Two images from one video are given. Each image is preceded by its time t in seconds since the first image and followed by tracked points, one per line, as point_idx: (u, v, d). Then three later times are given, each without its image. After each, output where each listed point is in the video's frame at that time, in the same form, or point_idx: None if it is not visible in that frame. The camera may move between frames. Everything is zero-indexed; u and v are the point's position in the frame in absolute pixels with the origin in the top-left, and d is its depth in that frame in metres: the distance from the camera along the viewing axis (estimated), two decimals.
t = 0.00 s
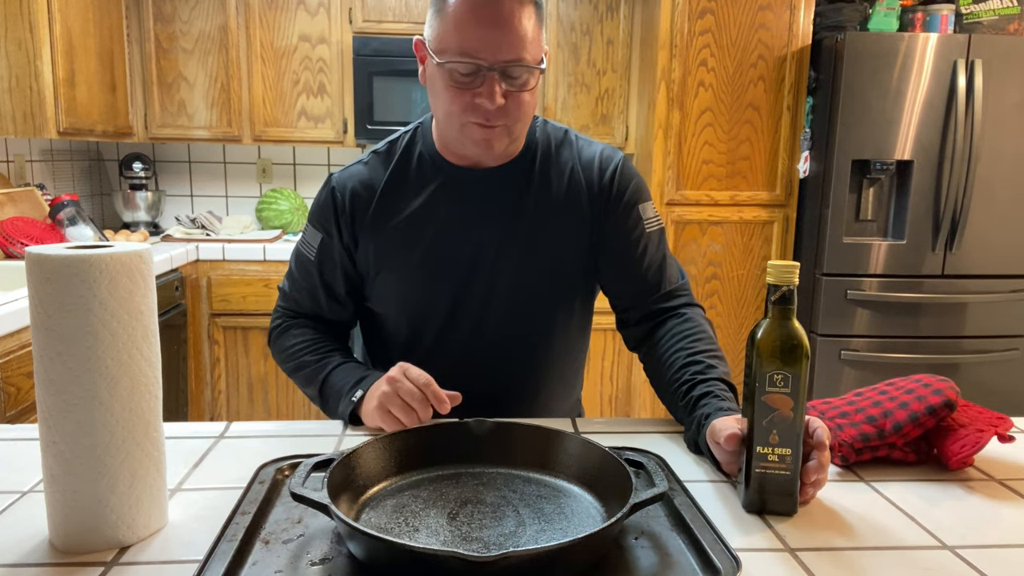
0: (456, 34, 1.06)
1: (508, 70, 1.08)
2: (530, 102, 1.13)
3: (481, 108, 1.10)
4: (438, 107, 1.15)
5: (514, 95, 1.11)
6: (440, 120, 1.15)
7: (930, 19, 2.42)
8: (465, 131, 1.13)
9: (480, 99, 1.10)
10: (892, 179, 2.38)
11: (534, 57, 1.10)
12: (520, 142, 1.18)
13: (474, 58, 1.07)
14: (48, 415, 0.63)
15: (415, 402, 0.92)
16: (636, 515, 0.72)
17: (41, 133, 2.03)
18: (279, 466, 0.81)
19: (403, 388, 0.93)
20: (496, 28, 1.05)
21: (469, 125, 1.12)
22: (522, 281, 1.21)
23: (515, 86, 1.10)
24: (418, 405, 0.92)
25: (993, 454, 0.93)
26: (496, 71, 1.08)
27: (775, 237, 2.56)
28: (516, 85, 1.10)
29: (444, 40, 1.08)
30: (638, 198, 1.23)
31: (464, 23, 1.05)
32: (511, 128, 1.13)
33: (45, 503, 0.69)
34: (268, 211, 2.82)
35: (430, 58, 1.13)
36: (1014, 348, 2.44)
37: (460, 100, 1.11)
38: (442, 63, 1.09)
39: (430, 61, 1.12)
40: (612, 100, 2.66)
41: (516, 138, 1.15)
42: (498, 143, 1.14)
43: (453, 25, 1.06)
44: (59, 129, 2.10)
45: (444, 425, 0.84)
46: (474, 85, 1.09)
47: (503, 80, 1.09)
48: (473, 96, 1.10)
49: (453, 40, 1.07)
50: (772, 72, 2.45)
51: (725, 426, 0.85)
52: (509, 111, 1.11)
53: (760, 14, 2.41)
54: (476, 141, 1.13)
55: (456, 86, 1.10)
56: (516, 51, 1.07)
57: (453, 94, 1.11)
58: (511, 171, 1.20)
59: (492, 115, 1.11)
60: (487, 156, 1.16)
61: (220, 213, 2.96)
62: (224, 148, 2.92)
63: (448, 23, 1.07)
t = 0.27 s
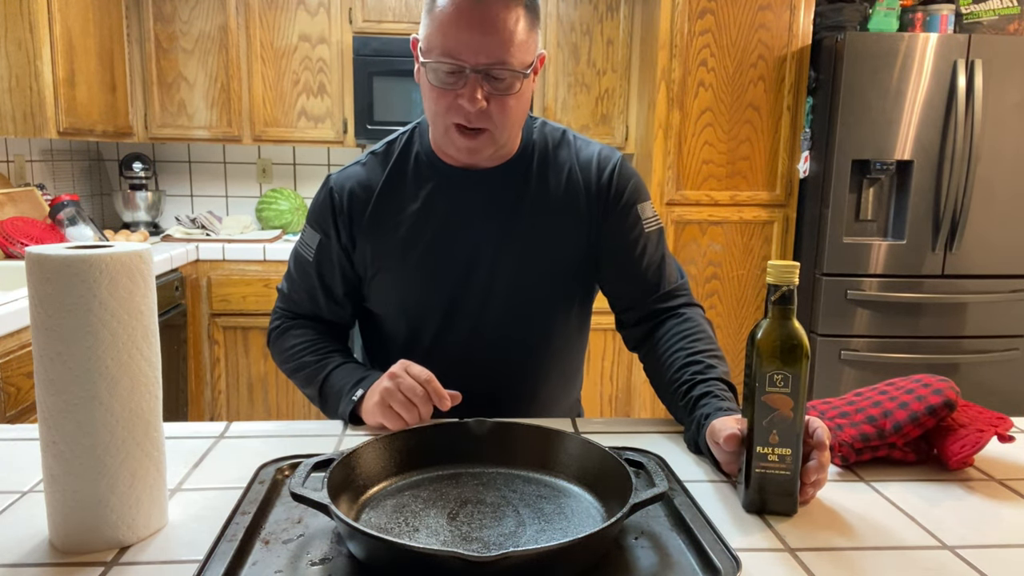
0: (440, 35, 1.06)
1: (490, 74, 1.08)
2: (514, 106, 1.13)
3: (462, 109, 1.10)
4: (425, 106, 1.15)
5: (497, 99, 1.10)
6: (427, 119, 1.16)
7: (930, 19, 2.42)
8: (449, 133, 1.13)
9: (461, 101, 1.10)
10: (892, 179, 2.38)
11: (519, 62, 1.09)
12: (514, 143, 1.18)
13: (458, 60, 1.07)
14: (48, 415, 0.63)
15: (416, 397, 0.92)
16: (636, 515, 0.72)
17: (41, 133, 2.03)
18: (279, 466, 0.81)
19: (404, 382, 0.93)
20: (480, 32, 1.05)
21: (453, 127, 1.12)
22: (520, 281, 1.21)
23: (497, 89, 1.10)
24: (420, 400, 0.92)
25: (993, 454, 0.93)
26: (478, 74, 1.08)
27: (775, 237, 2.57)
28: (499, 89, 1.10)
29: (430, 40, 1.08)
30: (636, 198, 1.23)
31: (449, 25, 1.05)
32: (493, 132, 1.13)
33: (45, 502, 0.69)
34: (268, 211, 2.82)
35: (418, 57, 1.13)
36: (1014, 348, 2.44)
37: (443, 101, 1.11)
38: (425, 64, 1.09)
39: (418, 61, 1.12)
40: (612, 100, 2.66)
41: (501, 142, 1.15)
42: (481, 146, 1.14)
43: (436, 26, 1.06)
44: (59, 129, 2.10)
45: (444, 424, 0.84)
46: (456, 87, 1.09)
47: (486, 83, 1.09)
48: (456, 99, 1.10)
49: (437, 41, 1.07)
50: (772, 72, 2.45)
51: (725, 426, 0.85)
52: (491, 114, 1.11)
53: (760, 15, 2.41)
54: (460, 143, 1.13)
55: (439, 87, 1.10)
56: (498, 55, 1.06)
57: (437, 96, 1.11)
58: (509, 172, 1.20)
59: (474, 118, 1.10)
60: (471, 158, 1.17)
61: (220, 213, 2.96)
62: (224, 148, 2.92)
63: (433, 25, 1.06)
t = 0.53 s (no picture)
0: (435, 36, 1.06)
1: (485, 75, 1.08)
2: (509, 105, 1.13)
3: (457, 110, 1.10)
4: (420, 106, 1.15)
5: (492, 99, 1.10)
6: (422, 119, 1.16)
7: (930, 19, 2.42)
8: (445, 133, 1.13)
9: (457, 101, 1.09)
10: (892, 179, 2.38)
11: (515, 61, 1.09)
12: (511, 143, 1.18)
13: (453, 61, 1.07)
14: (48, 415, 0.63)
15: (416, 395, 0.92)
16: (636, 515, 0.72)
17: (41, 134, 2.03)
18: (279, 466, 0.81)
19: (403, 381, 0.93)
20: (475, 32, 1.04)
21: (448, 127, 1.12)
22: (519, 282, 1.21)
23: (493, 90, 1.09)
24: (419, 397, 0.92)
25: (993, 454, 0.93)
26: (473, 75, 1.08)
27: (775, 237, 2.57)
28: (495, 90, 1.09)
29: (425, 40, 1.07)
30: (634, 198, 1.23)
31: (444, 25, 1.05)
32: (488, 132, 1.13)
33: (45, 502, 0.69)
34: (268, 211, 2.82)
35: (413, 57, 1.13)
36: (1014, 348, 2.44)
37: (438, 102, 1.11)
38: (420, 64, 1.09)
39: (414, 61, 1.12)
40: (612, 100, 2.66)
41: (497, 142, 1.15)
42: (477, 146, 1.14)
43: (431, 27, 1.06)
44: (59, 129, 2.10)
45: (444, 425, 0.84)
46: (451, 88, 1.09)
47: (481, 83, 1.08)
48: (451, 99, 1.10)
49: (432, 41, 1.06)
50: (772, 72, 2.45)
51: (725, 427, 0.85)
52: (487, 115, 1.11)
53: (760, 15, 2.41)
54: (455, 143, 1.13)
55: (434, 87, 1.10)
56: (494, 56, 1.06)
57: (433, 96, 1.11)
58: (508, 172, 1.20)
59: (470, 118, 1.10)
60: (467, 159, 1.17)
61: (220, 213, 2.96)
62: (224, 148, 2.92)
63: (428, 25, 1.06)
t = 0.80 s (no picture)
0: (437, 36, 1.06)
1: (487, 72, 1.08)
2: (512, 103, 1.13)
3: (460, 110, 1.10)
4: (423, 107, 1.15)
5: (495, 98, 1.10)
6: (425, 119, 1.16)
7: (930, 19, 2.42)
8: (448, 133, 1.13)
9: (459, 101, 1.10)
10: (892, 179, 2.38)
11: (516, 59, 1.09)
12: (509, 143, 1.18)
13: (455, 60, 1.07)
14: (48, 414, 0.63)
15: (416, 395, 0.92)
16: (636, 515, 0.72)
17: (41, 134, 2.03)
18: (279, 466, 0.81)
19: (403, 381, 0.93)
20: (476, 31, 1.04)
21: (451, 127, 1.12)
22: (518, 281, 1.21)
23: (495, 88, 1.10)
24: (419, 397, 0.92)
25: (993, 454, 0.93)
26: (475, 73, 1.08)
27: (775, 237, 2.57)
28: (497, 88, 1.10)
29: (426, 41, 1.08)
30: (634, 198, 1.23)
31: (445, 25, 1.05)
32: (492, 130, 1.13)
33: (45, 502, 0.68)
34: (268, 211, 2.82)
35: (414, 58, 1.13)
36: (1014, 348, 2.44)
37: (441, 102, 1.11)
38: (422, 65, 1.09)
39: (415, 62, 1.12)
40: (612, 100, 2.66)
41: (499, 140, 1.15)
42: (480, 145, 1.14)
43: (431, 27, 1.06)
44: (59, 129, 2.10)
45: (444, 425, 0.84)
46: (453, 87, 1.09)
47: (483, 82, 1.08)
48: (453, 98, 1.10)
49: (434, 42, 1.07)
50: (771, 72, 2.45)
51: (725, 427, 0.85)
52: (490, 113, 1.11)
53: (760, 15, 2.41)
54: (459, 142, 1.13)
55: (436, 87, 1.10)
56: (494, 53, 1.06)
57: (435, 96, 1.11)
58: (507, 172, 1.20)
59: (473, 117, 1.11)
60: (470, 158, 1.17)
61: (220, 213, 2.96)
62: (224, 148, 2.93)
63: (430, 26, 1.06)
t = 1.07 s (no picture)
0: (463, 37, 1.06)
1: (516, 71, 1.07)
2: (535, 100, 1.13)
3: (491, 110, 1.09)
4: (442, 111, 1.14)
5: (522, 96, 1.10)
6: (445, 123, 1.14)
7: (930, 19, 2.42)
8: (475, 135, 1.12)
9: (489, 101, 1.09)
10: (892, 179, 2.38)
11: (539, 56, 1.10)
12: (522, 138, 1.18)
13: (483, 61, 1.07)
14: (48, 414, 0.63)
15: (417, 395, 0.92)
16: (636, 514, 0.72)
17: (41, 134, 2.03)
18: (279, 466, 0.81)
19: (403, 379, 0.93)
20: (503, 30, 1.04)
21: (479, 129, 1.11)
22: (518, 280, 1.21)
23: (524, 86, 1.09)
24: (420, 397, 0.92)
25: (993, 454, 0.93)
26: (505, 72, 1.07)
27: (775, 237, 2.57)
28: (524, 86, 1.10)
29: (450, 43, 1.07)
30: (634, 198, 1.23)
31: (471, 26, 1.05)
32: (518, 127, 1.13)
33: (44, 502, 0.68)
34: (268, 211, 2.82)
35: (432, 62, 1.12)
36: (1013, 348, 2.44)
37: (468, 103, 1.10)
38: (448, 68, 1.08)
39: (435, 66, 1.11)
40: (612, 100, 2.66)
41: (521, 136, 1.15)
42: (505, 144, 1.14)
43: (458, 26, 1.06)
44: (59, 129, 2.10)
45: (444, 425, 0.84)
46: (483, 87, 1.08)
47: (512, 81, 1.08)
48: (482, 99, 1.09)
49: (460, 43, 1.06)
50: (771, 72, 2.45)
51: (725, 427, 0.85)
52: (518, 111, 1.11)
53: (760, 15, 2.41)
54: (485, 143, 1.13)
55: (463, 88, 1.09)
56: (523, 50, 1.06)
57: (461, 98, 1.10)
58: (507, 172, 1.20)
59: (502, 116, 1.10)
60: (494, 157, 1.16)
61: (220, 213, 2.96)
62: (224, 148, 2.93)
63: (455, 27, 1.06)
